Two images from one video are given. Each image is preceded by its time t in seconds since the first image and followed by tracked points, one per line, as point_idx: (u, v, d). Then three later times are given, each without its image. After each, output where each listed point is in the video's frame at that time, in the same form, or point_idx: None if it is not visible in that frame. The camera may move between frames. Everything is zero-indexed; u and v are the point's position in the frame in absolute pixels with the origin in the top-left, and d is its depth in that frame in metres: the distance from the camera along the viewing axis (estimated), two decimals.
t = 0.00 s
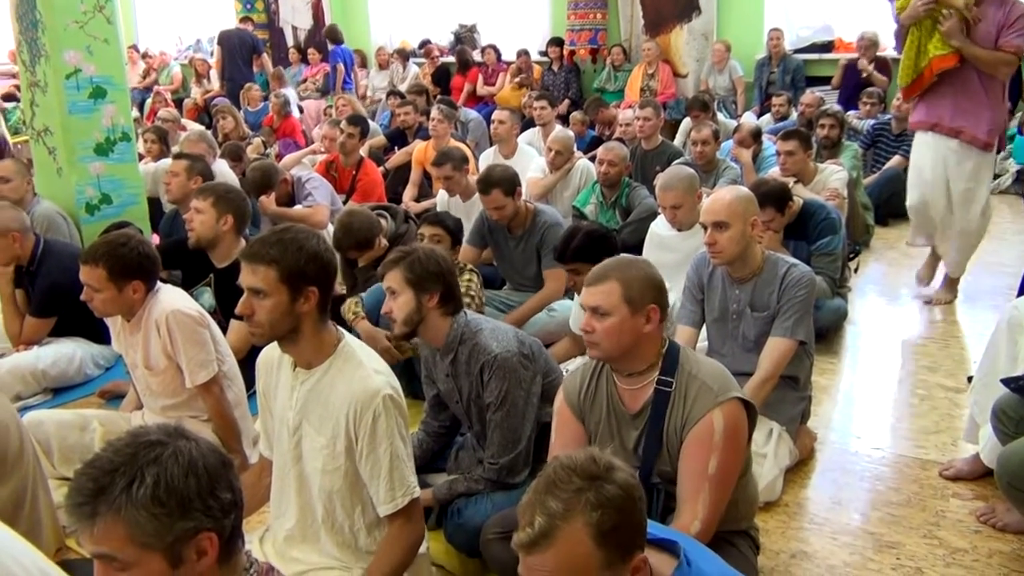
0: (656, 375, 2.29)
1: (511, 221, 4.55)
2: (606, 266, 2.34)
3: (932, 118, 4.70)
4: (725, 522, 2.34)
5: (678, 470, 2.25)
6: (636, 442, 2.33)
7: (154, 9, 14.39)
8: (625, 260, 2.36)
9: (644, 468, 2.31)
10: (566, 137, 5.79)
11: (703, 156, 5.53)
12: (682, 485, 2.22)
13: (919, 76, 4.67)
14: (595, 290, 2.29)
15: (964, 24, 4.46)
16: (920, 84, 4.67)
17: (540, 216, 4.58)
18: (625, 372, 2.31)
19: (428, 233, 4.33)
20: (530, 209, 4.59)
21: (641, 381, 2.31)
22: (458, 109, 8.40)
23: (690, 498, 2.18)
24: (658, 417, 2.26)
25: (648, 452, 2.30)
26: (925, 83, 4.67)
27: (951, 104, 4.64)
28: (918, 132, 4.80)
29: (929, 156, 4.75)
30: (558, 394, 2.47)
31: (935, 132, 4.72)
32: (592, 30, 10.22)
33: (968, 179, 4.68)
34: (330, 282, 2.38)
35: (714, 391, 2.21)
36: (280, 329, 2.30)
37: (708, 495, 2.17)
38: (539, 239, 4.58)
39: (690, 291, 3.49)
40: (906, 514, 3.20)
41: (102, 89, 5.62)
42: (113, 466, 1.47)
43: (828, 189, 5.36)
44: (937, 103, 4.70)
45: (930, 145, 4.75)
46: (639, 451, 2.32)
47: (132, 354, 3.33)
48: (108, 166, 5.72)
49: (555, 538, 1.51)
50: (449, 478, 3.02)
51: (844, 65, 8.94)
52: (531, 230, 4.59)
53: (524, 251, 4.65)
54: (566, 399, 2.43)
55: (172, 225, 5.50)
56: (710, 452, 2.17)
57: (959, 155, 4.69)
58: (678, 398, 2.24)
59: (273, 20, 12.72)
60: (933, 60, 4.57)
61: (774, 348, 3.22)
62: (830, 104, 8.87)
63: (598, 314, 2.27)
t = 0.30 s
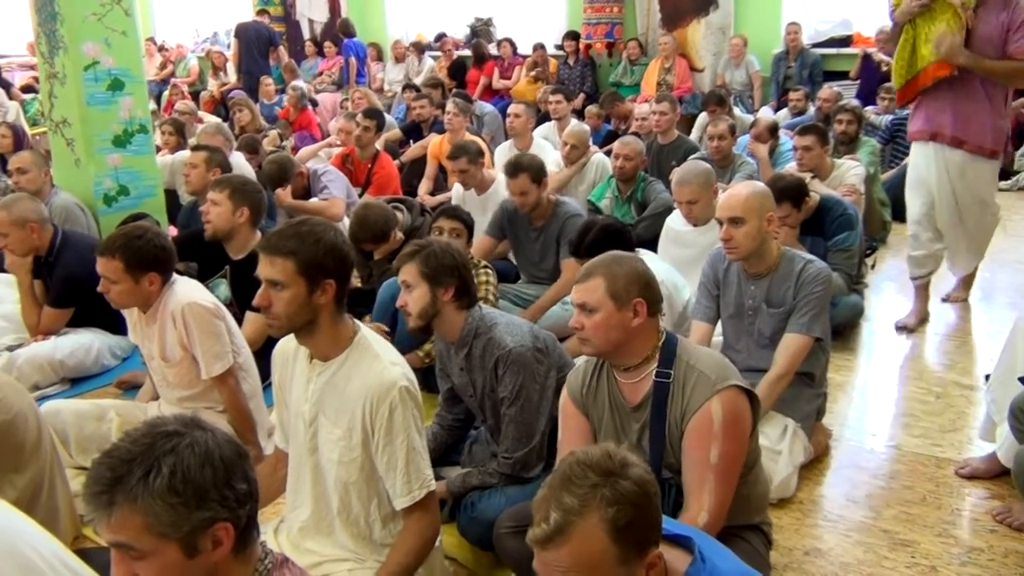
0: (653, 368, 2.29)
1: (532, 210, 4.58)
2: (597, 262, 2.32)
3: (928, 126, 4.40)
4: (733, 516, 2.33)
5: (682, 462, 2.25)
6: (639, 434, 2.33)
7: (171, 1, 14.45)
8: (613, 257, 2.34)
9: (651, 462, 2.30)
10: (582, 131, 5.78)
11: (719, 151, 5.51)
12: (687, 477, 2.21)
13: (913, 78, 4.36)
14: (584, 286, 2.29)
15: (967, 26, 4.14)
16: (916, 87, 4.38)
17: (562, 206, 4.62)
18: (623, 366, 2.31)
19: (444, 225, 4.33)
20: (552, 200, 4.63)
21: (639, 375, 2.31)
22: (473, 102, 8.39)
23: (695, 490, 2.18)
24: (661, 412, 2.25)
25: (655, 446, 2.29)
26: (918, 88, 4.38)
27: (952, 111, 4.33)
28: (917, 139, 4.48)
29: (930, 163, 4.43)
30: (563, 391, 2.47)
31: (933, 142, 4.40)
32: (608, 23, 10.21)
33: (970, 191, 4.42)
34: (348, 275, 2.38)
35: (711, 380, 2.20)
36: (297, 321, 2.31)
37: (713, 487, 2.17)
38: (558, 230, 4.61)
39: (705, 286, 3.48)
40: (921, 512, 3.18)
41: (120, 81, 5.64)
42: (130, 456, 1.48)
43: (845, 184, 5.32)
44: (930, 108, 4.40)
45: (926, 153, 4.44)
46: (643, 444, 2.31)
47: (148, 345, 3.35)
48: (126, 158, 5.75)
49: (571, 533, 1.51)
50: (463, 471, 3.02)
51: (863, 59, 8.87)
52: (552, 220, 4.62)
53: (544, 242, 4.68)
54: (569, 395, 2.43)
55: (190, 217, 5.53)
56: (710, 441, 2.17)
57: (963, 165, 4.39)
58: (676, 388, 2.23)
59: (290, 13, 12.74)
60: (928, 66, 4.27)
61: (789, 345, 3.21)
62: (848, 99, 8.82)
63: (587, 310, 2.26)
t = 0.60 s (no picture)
0: (671, 365, 2.28)
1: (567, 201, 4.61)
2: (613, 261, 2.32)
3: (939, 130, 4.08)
4: (759, 514, 2.31)
5: (704, 460, 2.23)
6: (660, 432, 2.31)
7: None
8: (631, 256, 2.33)
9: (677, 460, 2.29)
10: (612, 127, 5.77)
11: (750, 147, 5.47)
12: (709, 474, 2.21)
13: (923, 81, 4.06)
14: (601, 284, 2.29)
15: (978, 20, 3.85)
16: (925, 84, 4.04)
17: (594, 200, 4.65)
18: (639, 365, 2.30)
19: (473, 220, 4.33)
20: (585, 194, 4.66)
21: (657, 372, 2.30)
22: (503, 98, 8.39)
23: (718, 487, 2.18)
24: (681, 411, 2.25)
25: (678, 443, 2.28)
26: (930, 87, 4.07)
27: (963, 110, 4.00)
28: (930, 142, 4.16)
29: (937, 167, 4.14)
30: (584, 389, 2.46)
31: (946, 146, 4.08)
32: (639, 19, 10.25)
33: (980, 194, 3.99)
34: (378, 270, 2.39)
35: (731, 374, 2.19)
36: (328, 316, 2.32)
37: (736, 483, 2.15)
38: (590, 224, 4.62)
39: (735, 284, 3.46)
40: (953, 514, 3.14)
41: (154, 76, 5.70)
42: (162, 446, 1.50)
43: (878, 182, 5.26)
44: (946, 111, 4.07)
45: (939, 159, 4.12)
46: (665, 442, 2.30)
47: (180, 338, 3.38)
48: (159, 153, 5.82)
49: (599, 525, 1.51)
50: (490, 466, 3.03)
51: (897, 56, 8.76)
52: (585, 213, 4.64)
53: (575, 238, 4.69)
54: (590, 394, 2.41)
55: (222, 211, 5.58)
56: (731, 437, 2.15)
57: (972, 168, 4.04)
58: (696, 383, 2.22)
59: (321, 9, 12.79)
60: (929, 62, 3.95)
61: (820, 343, 3.18)
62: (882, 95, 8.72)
63: (603, 309, 2.26)
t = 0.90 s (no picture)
0: (704, 363, 2.27)
1: (594, 197, 4.60)
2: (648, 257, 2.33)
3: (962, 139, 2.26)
4: (787, 515, 2.30)
5: (735, 460, 2.22)
6: (689, 432, 2.30)
7: None
8: (668, 252, 2.34)
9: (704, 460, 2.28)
10: (641, 125, 5.75)
11: (782, 145, 5.43)
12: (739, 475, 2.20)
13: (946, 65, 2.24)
14: (638, 281, 2.28)
15: None
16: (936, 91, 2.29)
17: (624, 199, 4.63)
18: (671, 362, 2.29)
19: (503, 216, 4.33)
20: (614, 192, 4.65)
21: (688, 371, 2.29)
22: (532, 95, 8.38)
23: (748, 487, 2.16)
24: (712, 412, 2.24)
25: (706, 442, 2.27)
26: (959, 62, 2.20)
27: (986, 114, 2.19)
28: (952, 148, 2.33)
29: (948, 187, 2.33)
30: (612, 387, 2.45)
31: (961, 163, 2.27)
32: (670, 15, 10.21)
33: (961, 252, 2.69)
34: (406, 267, 2.39)
35: (764, 375, 2.18)
36: (356, 312, 2.33)
37: (765, 483, 2.14)
38: (617, 222, 4.61)
39: (765, 283, 3.43)
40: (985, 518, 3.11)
41: (187, 72, 5.75)
42: (194, 438, 1.51)
43: (912, 181, 5.19)
44: (975, 109, 2.23)
45: (947, 181, 2.33)
46: (694, 441, 2.29)
47: (211, 332, 3.42)
48: (192, 148, 5.87)
49: (625, 515, 1.51)
50: (516, 462, 3.03)
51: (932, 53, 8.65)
52: (613, 210, 4.63)
53: (602, 236, 4.68)
54: (619, 391, 2.40)
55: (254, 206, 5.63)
56: (763, 437, 2.15)
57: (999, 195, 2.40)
58: (728, 383, 2.22)
59: (352, 5, 12.85)
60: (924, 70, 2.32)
61: (850, 343, 3.15)
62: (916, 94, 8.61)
63: (641, 304, 2.25)
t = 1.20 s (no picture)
0: (740, 363, 2.25)
1: (623, 195, 4.59)
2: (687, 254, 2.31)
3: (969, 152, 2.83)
4: (815, 518, 2.28)
5: (766, 461, 2.20)
6: (719, 431, 2.29)
7: None
8: (713, 248, 2.33)
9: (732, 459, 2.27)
10: (669, 122, 5.72)
11: (812, 143, 5.39)
12: (770, 476, 2.18)
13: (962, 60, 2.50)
14: (682, 273, 2.27)
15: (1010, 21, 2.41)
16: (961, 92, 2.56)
17: (652, 198, 4.61)
18: (707, 361, 2.27)
19: (528, 213, 4.33)
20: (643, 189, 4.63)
21: (723, 370, 2.27)
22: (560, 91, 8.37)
23: (778, 489, 2.15)
24: (744, 414, 2.23)
25: (734, 442, 2.26)
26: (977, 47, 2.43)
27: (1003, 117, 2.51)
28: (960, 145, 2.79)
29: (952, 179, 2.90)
30: (644, 384, 2.44)
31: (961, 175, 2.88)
32: (699, 11, 10.20)
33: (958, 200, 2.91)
34: (434, 264, 2.40)
35: (800, 377, 2.17)
36: (384, 309, 2.34)
37: (795, 485, 2.13)
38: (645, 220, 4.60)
39: (793, 281, 3.40)
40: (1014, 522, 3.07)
41: (217, 68, 5.79)
42: (222, 431, 1.52)
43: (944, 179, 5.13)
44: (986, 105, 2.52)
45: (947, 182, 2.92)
46: (724, 441, 2.28)
47: (239, 327, 3.44)
48: (222, 144, 5.90)
49: (651, 508, 1.50)
50: (540, 459, 3.03)
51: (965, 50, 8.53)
52: (641, 209, 4.62)
53: (629, 233, 4.66)
54: (650, 388, 2.40)
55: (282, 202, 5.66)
56: (796, 440, 2.13)
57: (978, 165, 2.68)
58: (763, 384, 2.21)
59: (381, 2, 12.88)
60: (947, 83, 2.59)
61: (879, 343, 3.12)
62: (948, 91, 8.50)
63: (683, 298, 2.25)
